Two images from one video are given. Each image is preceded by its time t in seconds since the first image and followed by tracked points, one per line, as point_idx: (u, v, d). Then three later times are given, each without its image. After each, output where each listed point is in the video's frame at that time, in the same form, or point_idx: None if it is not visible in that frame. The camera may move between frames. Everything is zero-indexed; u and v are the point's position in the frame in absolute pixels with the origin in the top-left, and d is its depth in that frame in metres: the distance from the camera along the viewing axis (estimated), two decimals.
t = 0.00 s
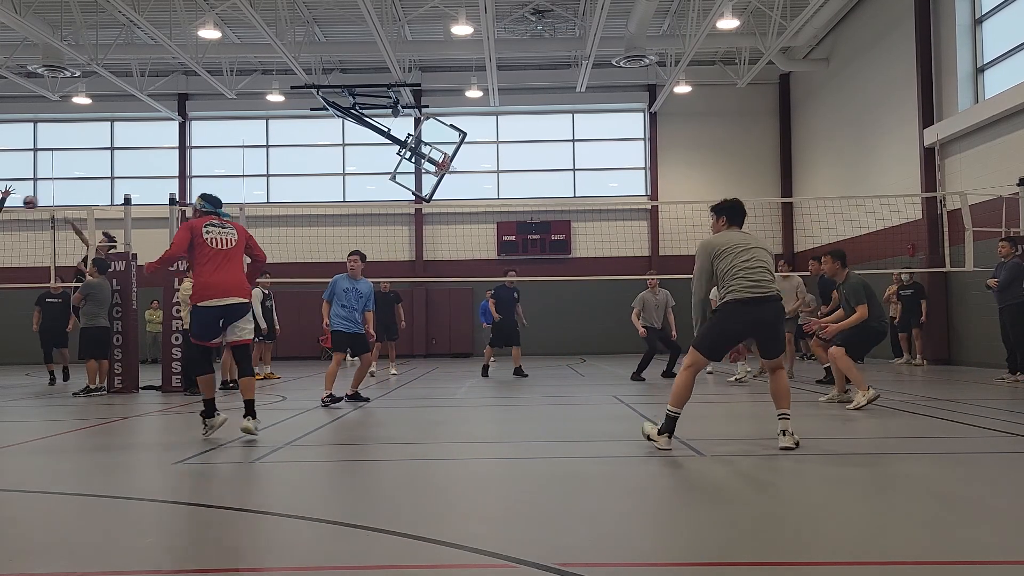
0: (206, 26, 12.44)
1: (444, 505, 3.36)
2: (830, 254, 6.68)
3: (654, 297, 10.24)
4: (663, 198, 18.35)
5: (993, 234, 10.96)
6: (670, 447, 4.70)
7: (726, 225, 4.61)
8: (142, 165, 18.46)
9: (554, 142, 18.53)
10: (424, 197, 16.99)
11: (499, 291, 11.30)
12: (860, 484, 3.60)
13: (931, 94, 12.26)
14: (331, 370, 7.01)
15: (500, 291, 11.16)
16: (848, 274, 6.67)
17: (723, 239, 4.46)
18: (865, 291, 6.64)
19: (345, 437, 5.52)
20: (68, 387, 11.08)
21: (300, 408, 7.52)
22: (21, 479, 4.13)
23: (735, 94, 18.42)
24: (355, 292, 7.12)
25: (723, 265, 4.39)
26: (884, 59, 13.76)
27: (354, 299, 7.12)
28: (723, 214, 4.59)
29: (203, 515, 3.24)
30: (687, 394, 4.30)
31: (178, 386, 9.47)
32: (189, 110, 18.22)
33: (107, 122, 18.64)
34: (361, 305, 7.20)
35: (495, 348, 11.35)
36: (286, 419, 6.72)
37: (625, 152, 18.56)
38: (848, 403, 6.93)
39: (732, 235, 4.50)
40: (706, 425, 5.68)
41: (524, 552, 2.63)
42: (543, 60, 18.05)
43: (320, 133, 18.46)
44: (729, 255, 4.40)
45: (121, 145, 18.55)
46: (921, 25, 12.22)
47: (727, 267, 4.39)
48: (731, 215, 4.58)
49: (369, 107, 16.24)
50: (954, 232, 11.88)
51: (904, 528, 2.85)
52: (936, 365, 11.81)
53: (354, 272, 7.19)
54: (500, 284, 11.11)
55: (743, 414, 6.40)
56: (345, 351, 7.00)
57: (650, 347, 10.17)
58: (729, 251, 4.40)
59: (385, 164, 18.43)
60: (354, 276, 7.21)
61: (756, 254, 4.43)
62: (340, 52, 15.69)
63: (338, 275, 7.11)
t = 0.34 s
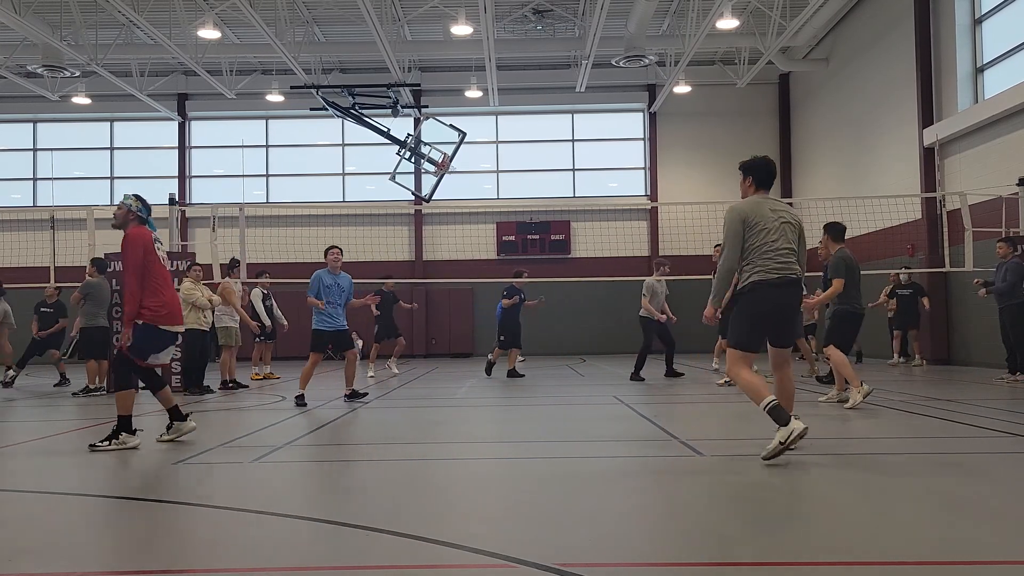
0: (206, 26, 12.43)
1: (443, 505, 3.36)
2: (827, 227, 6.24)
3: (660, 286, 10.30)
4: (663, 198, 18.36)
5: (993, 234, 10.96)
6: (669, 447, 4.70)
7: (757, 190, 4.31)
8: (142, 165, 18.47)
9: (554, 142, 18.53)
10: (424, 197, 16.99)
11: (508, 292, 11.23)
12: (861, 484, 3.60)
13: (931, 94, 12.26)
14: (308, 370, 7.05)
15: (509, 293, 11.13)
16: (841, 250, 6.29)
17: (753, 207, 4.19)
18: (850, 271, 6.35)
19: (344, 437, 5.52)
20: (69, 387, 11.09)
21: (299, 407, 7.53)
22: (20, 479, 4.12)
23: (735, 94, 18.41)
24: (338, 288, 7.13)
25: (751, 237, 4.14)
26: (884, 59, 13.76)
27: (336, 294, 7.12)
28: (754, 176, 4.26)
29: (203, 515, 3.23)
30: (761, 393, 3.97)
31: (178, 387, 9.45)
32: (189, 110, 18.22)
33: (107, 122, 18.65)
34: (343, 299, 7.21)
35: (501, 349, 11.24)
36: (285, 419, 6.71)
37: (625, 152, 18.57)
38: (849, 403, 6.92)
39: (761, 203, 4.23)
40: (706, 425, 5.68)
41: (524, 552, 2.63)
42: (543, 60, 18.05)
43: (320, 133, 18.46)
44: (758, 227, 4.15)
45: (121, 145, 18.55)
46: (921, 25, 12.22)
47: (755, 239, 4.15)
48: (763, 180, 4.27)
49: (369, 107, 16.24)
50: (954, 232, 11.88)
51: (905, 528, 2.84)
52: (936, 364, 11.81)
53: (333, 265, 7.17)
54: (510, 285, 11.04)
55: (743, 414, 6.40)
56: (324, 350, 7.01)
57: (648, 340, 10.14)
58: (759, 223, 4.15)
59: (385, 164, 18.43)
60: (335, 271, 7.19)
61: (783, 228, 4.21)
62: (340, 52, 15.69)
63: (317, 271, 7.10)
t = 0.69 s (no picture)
0: (206, 26, 12.43)
1: (443, 505, 3.36)
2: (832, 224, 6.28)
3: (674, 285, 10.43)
4: (663, 198, 18.36)
5: (993, 234, 10.96)
6: (670, 447, 4.70)
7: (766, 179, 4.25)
8: (142, 165, 18.48)
9: (554, 142, 18.53)
10: (424, 197, 16.99)
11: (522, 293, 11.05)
12: (861, 484, 3.60)
13: (931, 94, 12.25)
14: (302, 370, 7.05)
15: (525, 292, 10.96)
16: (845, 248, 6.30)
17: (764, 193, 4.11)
18: (849, 270, 6.35)
19: (345, 437, 5.52)
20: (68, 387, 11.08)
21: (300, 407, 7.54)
22: (21, 479, 4.13)
23: (735, 94, 18.42)
24: (323, 285, 7.16)
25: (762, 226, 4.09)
26: (884, 59, 13.76)
27: (320, 290, 7.14)
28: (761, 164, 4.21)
29: (203, 515, 3.23)
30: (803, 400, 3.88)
31: (177, 386, 9.47)
32: (189, 110, 18.22)
33: (107, 122, 18.65)
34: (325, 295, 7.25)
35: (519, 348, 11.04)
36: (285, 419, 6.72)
37: (625, 152, 18.57)
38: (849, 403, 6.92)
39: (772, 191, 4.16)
40: (706, 425, 5.68)
41: (524, 552, 2.63)
42: (543, 60, 18.05)
43: (320, 133, 18.46)
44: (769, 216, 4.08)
45: (121, 145, 18.56)
46: (921, 25, 12.22)
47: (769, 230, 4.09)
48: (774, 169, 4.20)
49: (369, 107, 16.23)
50: (954, 232, 11.88)
51: (906, 528, 2.84)
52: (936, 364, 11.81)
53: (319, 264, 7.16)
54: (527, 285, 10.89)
55: (744, 414, 6.39)
56: (313, 351, 7.01)
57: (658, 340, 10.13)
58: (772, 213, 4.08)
59: (385, 164, 18.44)
60: (318, 268, 7.20)
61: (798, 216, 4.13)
62: (340, 52, 15.69)
63: (304, 270, 7.04)
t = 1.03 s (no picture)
0: (206, 26, 12.43)
1: (443, 505, 3.36)
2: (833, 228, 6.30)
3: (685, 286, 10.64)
4: (663, 198, 18.36)
5: (993, 234, 10.97)
6: (670, 448, 4.70)
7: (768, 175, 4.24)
8: (142, 166, 18.47)
9: (554, 142, 18.53)
10: (424, 197, 16.99)
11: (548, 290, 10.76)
12: (861, 484, 3.60)
13: (930, 94, 12.25)
14: (302, 370, 7.03)
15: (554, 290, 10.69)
16: (847, 250, 6.28)
17: (764, 187, 4.10)
18: (852, 274, 6.34)
19: (345, 437, 5.52)
20: (69, 388, 11.08)
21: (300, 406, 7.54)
22: (21, 479, 4.12)
23: (735, 94, 18.42)
24: (321, 284, 7.15)
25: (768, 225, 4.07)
26: (884, 59, 13.76)
27: (318, 289, 7.12)
28: (760, 159, 4.21)
29: (203, 515, 3.23)
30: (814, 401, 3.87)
31: (177, 387, 9.46)
32: (189, 110, 18.21)
33: (107, 122, 18.65)
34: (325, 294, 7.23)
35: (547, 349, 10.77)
36: (285, 419, 6.72)
37: (626, 152, 18.57)
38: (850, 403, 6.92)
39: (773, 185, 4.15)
40: (706, 425, 5.68)
41: (524, 552, 2.63)
42: (543, 60, 18.05)
43: (320, 133, 18.46)
44: (773, 210, 4.06)
45: (121, 145, 18.55)
46: (921, 25, 12.22)
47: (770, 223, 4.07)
48: (774, 162, 4.17)
49: (369, 107, 16.23)
50: (954, 232, 11.88)
51: (907, 529, 2.84)
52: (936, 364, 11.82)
53: (316, 264, 7.20)
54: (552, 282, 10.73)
55: (745, 414, 6.40)
56: (313, 350, 7.00)
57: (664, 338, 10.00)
58: (772, 207, 4.06)
59: (386, 164, 18.44)
60: (316, 268, 7.20)
61: (803, 209, 4.09)
62: (340, 52, 15.69)
63: (301, 270, 7.04)
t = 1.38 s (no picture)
0: (206, 26, 12.43)
1: (443, 505, 3.36)
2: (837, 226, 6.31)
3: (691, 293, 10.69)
4: (663, 198, 18.36)
5: (993, 234, 10.97)
6: (670, 448, 4.70)
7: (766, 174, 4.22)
8: (142, 166, 18.48)
9: (554, 142, 18.53)
10: (424, 197, 16.99)
11: (573, 292, 10.79)
12: (860, 484, 3.60)
13: (931, 94, 12.25)
14: (302, 370, 7.01)
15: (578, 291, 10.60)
16: (848, 251, 6.24)
17: (763, 188, 4.10)
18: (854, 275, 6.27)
19: (345, 437, 5.52)
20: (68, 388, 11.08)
21: (300, 406, 7.55)
22: (21, 479, 4.12)
23: (736, 94, 18.42)
24: (323, 285, 7.14)
25: (768, 227, 4.06)
26: (884, 59, 13.76)
27: (320, 289, 7.11)
28: (758, 158, 4.20)
29: (204, 515, 3.24)
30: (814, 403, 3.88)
31: (178, 386, 9.47)
32: (189, 110, 18.22)
33: (107, 122, 18.65)
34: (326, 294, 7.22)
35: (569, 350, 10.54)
36: (285, 419, 6.72)
37: (626, 152, 18.57)
38: (850, 403, 6.91)
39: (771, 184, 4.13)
40: (706, 425, 5.68)
41: (524, 552, 2.63)
42: (543, 60, 18.05)
43: (320, 133, 18.47)
44: (773, 212, 4.05)
45: (121, 145, 18.56)
46: (921, 25, 12.22)
47: (769, 222, 4.06)
48: (776, 162, 4.15)
49: (369, 107, 16.23)
50: (954, 232, 11.88)
51: (906, 529, 2.84)
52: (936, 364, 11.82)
53: (320, 265, 7.16)
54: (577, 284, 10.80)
55: (744, 414, 6.39)
56: (314, 351, 6.99)
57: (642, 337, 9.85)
58: (773, 206, 4.03)
59: (386, 164, 18.45)
60: (318, 268, 7.19)
61: (802, 208, 4.08)
62: (340, 52, 15.69)
63: (302, 270, 7.03)
